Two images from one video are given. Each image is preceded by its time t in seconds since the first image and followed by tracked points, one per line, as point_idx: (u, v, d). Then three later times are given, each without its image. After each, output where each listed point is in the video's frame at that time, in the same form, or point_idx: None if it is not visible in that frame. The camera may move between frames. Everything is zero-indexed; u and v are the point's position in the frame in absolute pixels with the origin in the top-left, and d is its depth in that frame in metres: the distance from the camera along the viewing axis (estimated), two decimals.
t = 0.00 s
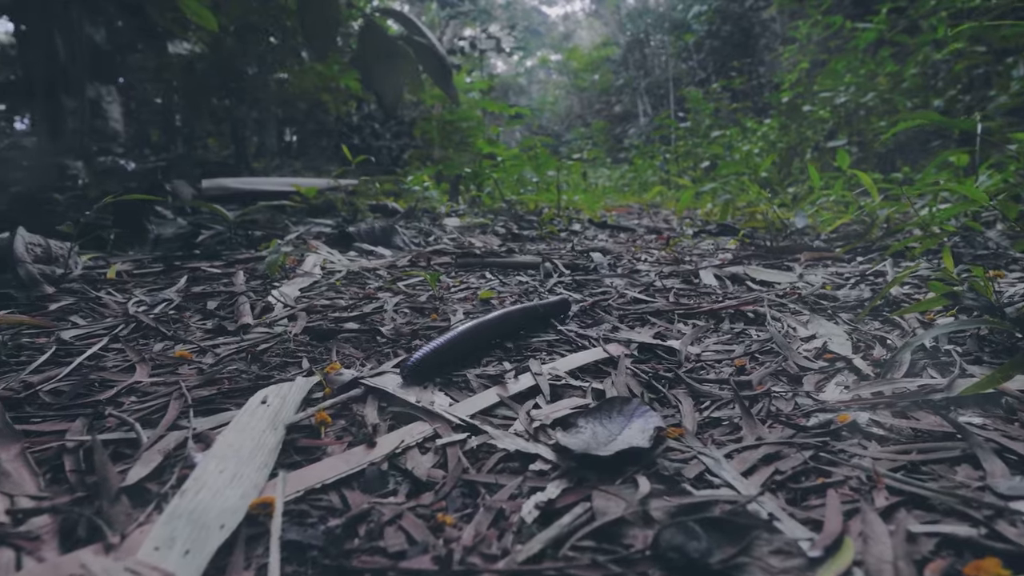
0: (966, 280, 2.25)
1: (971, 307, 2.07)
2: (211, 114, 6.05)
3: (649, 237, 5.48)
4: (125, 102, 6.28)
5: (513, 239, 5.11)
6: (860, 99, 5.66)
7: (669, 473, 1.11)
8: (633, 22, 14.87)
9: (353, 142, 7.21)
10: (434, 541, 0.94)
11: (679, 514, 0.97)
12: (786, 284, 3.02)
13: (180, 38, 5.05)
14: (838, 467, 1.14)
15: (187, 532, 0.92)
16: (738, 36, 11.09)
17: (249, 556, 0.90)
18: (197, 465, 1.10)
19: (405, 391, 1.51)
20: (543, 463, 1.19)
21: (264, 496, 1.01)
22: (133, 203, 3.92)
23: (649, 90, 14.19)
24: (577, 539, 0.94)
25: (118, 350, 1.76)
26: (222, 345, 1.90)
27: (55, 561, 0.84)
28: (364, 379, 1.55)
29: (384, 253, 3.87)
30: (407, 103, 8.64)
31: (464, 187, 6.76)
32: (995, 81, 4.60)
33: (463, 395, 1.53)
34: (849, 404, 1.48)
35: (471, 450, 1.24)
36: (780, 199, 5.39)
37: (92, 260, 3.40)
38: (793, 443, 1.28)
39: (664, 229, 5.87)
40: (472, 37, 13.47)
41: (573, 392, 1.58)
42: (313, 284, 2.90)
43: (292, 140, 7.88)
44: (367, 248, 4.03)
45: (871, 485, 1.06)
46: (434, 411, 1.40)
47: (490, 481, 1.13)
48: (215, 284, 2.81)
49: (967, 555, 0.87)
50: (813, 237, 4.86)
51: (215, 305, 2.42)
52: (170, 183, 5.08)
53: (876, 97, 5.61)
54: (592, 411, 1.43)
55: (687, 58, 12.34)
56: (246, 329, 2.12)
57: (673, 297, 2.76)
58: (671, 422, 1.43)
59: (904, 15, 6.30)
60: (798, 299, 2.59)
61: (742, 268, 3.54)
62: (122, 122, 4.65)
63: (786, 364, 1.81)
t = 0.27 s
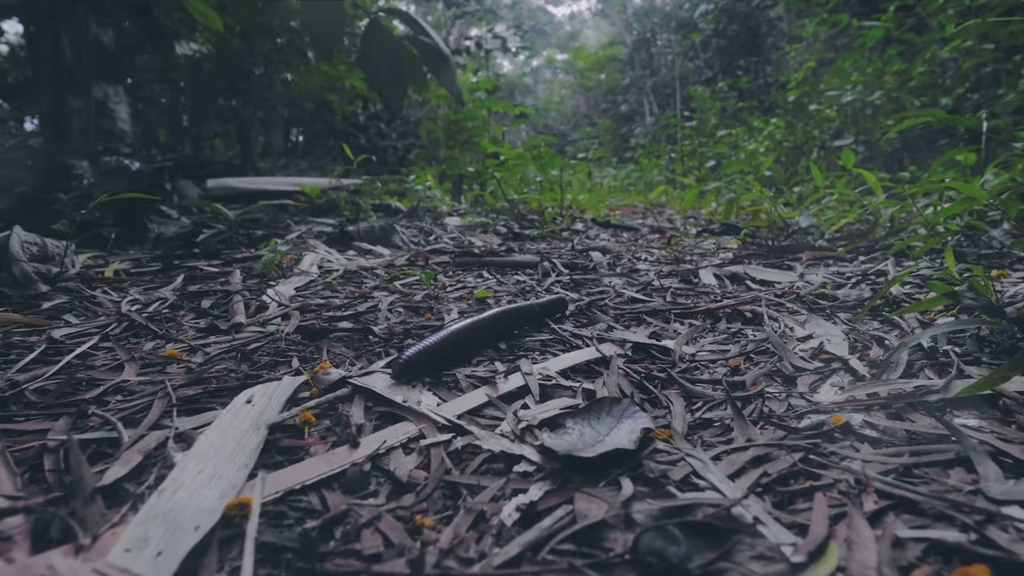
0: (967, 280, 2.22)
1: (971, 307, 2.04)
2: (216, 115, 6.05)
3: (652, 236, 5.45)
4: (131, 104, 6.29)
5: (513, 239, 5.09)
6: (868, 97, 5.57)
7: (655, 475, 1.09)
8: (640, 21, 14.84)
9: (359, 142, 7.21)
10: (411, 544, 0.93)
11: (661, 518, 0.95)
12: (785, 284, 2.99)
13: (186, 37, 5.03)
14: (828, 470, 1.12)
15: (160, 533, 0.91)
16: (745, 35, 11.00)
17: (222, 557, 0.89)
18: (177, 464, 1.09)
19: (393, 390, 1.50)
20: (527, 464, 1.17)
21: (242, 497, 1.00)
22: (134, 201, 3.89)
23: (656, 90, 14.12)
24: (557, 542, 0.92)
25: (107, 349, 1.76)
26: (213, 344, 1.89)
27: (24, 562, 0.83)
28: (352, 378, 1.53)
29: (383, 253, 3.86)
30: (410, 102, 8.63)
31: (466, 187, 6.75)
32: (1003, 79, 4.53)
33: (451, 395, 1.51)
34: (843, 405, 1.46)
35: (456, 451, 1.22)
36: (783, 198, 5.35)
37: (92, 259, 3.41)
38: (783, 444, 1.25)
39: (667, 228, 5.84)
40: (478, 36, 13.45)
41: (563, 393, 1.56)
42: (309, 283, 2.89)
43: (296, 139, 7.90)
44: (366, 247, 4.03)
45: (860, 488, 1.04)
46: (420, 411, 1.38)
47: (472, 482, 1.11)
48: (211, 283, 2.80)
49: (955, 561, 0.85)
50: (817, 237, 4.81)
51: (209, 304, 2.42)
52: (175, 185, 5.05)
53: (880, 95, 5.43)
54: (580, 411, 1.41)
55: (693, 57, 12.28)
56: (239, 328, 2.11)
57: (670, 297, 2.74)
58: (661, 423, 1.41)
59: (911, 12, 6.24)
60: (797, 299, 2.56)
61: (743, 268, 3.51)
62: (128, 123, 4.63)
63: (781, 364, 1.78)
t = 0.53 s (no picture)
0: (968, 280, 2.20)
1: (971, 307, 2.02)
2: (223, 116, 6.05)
3: (656, 236, 5.42)
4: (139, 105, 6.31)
5: (516, 238, 5.08)
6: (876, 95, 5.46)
7: (641, 476, 1.08)
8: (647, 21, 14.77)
9: (366, 142, 7.21)
10: (391, 545, 0.92)
11: (644, 520, 0.94)
12: (786, 284, 2.97)
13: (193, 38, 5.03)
14: (818, 472, 1.10)
15: (139, 533, 0.90)
16: (752, 34, 10.91)
17: (199, 557, 0.88)
18: (160, 464, 1.08)
19: (382, 390, 1.49)
20: (513, 465, 1.16)
21: (223, 497, 0.99)
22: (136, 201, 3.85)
23: (664, 89, 14.05)
24: (537, 545, 0.91)
25: (101, 348, 1.76)
26: (207, 343, 1.89)
27: None
28: (342, 378, 1.53)
29: (383, 252, 3.85)
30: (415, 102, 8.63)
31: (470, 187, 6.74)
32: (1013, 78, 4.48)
33: (441, 395, 1.50)
34: (837, 407, 1.44)
35: (442, 451, 1.21)
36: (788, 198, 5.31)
37: (94, 258, 3.42)
38: (774, 446, 1.24)
39: (671, 228, 5.81)
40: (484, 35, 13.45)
41: (554, 393, 1.55)
42: (307, 282, 2.89)
43: (302, 139, 7.91)
44: (366, 246, 4.02)
45: (849, 491, 1.02)
46: (408, 411, 1.38)
47: (456, 483, 1.10)
48: (210, 282, 2.81)
49: (942, 566, 0.83)
50: (822, 237, 4.77)
51: (206, 303, 2.42)
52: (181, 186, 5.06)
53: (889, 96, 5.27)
54: (571, 411, 1.40)
55: (701, 56, 12.20)
56: (234, 327, 2.11)
57: (669, 297, 2.72)
58: (652, 424, 1.40)
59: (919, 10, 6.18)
60: (796, 299, 2.53)
61: (744, 267, 3.48)
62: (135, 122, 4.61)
63: (777, 365, 1.77)
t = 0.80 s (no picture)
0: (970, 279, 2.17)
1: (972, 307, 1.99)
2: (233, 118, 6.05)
3: (660, 236, 5.39)
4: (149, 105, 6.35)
5: (518, 238, 5.06)
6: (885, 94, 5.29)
7: (627, 477, 1.07)
8: (655, 20, 14.70)
9: (374, 142, 7.21)
10: (371, 544, 0.91)
11: (627, 521, 0.93)
12: (787, 283, 2.94)
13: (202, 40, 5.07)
14: (808, 473, 1.08)
15: (119, 531, 0.90)
16: (761, 32, 10.77)
17: (179, 555, 0.88)
18: (145, 462, 1.08)
19: (373, 388, 1.48)
20: (500, 464, 1.15)
21: (205, 496, 0.99)
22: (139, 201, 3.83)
23: (672, 89, 13.97)
24: (519, 545, 0.90)
25: (96, 346, 1.76)
26: (202, 342, 1.89)
27: None
28: (334, 376, 1.52)
29: (384, 252, 3.86)
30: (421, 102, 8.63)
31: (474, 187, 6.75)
32: None
33: (432, 393, 1.49)
34: (832, 407, 1.42)
35: (429, 450, 1.21)
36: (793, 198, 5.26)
37: (98, 257, 3.44)
38: (765, 447, 1.22)
39: (676, 227, 5.78)
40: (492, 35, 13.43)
41: (546, 392, 1.54)
42: (306, 281, 2.89)
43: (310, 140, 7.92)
44: (368, 245, 4.03)
45: (838, 492, 1.01)
46: (399, 409, 1.37)
47: (442, 482, 1.09)
48: (210, 281, 2.82)
49: (927, 570, 0.82)
50: (827, 237, 4.74)
51: (205, 302, 2.43)
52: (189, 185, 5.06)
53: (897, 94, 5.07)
54: (562, 411, 1.39)
55: (709, 55, 12.11)
56: (230, 325, 2.11)
57: (668, 296, 2.70)
58: (644, 424, 1.39)
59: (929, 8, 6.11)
60: (796, 298, 2.51)
61: (745, 267, 3.45)
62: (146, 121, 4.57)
63: (773, 365, 1.75)
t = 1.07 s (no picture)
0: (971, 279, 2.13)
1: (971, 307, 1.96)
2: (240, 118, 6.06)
3: (663, 236, 5.35)
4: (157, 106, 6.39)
5: (520, 238, 5.04)
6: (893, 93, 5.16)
7: (610, 479, 1.06)
8: (664, 19, 14.58)
9: (381, 142, 7.20)
10: (347, 546, 0.91)
11: (606, 524, 0.92)
12: (788, 284, 2.91)
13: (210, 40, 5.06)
14: (794, 476, 1.07)
15: (95, 531, 0.90)
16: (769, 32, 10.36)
17: (153, 556, 0.88)
18: (127, 461, 1.08)
19: (361, 388, 1.48)
20: (482, 464, 1.14)
21: (184, 496, 0.99)
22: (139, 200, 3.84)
23: (680, 88, 13.85)
24: (495, 548, 0.89)
25: (88, 345, 1.77)
26: (194, 341, 1.89)
27: None
28: (322, 376, 1.52)
29: (384, 251, 3.85)
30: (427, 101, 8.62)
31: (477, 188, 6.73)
32: None
33: (420, 393, 1.49)
34: (823, 408, 1.40)
35: (413, 451, 1.20)
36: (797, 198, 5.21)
37: (98, 258, 3.45)
38: (753, 449, 1.21)
39: (681, 227, 5.74)
40: (498, 34, 13.37)
41: (535, 393, 1.53)
42: (304, 280, 2.89)
43: (318, 140, 7.92)
44: (368, 246, 4.03)
45: (823, 496, 0.99)
46: (385, 410, 1.36)
47: (423, 483, 1.09)
48: (208, 280, 2.82)
49: None
50: (832, 237, 4.69)
51: (201, 301, 2.43)
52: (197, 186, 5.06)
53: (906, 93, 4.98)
54: (549, 412, 1.37)
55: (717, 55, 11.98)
56: (224, 325, 2.11)
57: (666, 297, 2.68)
58: (632, 425, 1.38)
59: (939, 6, 6.03)
60: (794, 299, 2.48)
61: (746, 267, 3.42)
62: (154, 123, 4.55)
63: (767, 366, 1.73)
